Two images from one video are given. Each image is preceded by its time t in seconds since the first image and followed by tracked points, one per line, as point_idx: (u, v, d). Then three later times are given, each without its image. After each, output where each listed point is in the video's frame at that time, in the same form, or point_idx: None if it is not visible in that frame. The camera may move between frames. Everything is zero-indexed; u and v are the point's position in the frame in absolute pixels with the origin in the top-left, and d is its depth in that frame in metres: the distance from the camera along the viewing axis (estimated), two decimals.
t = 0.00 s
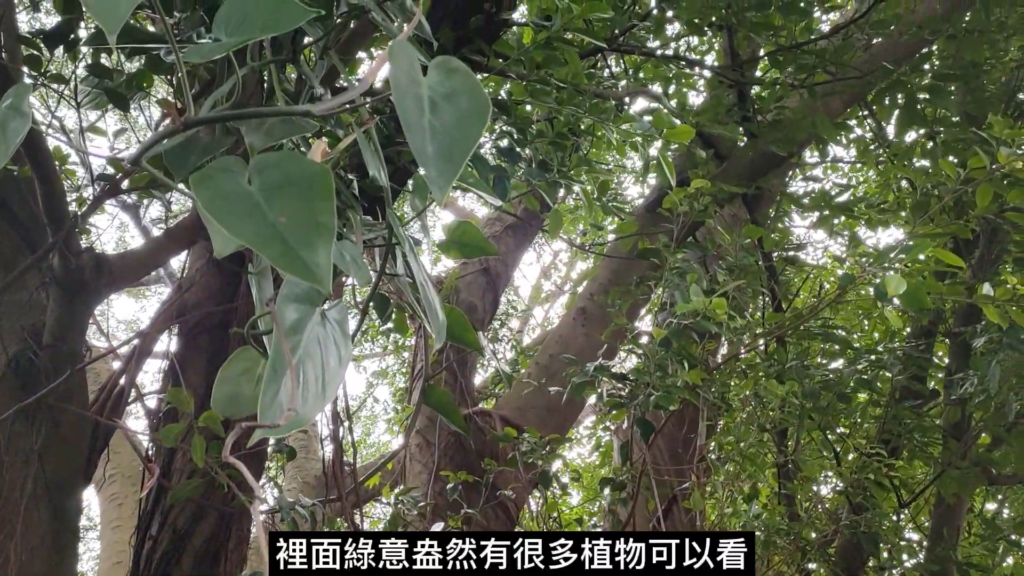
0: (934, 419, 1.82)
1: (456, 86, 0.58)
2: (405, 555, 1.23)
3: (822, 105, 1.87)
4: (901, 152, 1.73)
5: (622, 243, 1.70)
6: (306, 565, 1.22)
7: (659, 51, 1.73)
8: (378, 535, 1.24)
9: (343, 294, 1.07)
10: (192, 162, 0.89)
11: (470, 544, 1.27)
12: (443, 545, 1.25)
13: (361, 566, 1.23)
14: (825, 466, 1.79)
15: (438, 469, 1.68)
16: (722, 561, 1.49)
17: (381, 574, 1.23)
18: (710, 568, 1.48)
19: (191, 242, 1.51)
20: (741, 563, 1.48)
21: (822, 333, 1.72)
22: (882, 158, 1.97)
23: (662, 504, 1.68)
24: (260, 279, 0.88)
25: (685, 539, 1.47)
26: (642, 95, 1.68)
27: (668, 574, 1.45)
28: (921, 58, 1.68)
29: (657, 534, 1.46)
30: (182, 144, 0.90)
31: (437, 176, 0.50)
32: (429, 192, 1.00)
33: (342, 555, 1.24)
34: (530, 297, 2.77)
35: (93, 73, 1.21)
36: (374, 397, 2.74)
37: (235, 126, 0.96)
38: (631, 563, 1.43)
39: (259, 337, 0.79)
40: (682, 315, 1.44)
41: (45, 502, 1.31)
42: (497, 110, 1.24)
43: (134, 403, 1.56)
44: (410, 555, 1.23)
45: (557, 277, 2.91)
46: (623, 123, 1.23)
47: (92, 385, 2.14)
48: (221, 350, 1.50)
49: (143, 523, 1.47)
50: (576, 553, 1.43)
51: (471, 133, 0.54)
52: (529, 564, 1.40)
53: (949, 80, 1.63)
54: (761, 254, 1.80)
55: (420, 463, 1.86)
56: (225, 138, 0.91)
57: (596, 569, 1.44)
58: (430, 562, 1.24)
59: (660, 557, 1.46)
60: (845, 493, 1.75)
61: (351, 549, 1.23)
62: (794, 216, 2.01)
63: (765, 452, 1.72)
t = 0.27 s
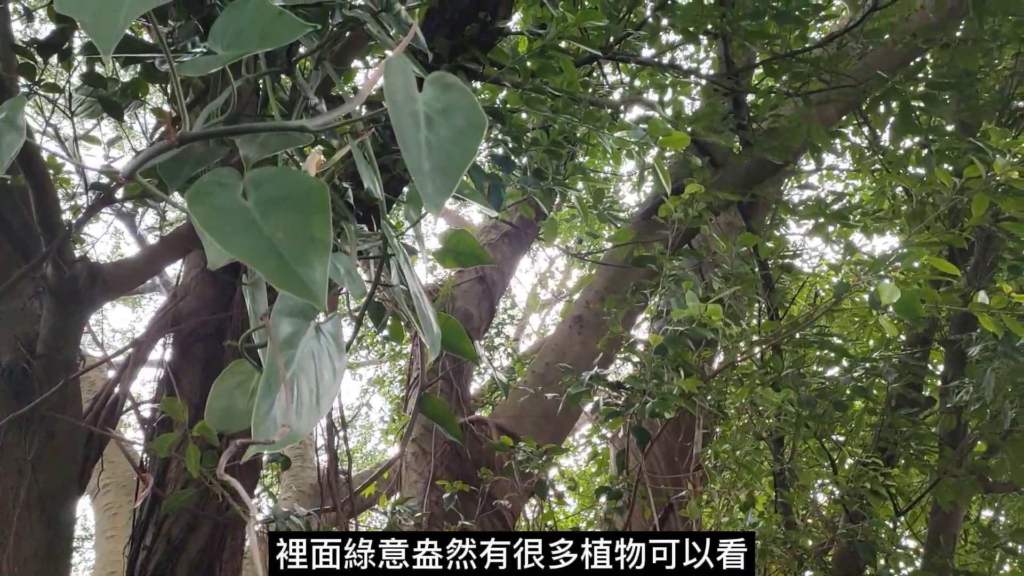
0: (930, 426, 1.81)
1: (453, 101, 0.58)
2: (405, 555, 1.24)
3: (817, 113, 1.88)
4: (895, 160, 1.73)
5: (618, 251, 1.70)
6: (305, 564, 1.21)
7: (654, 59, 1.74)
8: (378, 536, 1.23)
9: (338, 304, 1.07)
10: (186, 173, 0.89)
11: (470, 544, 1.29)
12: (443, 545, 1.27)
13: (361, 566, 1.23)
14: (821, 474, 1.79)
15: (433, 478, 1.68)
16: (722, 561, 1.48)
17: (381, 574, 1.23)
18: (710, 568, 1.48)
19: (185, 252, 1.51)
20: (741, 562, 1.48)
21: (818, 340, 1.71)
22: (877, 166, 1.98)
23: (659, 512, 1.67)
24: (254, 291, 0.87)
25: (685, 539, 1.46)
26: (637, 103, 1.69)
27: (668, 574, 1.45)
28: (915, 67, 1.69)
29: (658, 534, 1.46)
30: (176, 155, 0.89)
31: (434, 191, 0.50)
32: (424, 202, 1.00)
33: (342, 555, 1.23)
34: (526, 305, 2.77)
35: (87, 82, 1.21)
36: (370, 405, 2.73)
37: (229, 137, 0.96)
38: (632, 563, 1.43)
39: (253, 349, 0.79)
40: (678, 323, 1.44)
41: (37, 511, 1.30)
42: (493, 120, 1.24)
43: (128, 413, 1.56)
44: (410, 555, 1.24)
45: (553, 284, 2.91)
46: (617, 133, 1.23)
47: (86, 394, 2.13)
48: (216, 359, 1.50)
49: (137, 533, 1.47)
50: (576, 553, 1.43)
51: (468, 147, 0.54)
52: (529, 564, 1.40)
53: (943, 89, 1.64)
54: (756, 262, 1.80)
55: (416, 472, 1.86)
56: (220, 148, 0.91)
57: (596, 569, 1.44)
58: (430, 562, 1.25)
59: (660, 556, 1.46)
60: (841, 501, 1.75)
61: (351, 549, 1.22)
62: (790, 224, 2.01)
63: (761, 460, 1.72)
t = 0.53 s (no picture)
0: (925, 429, 1.82)
1: (445, 106, 0.58)
2: (405, 555, 1.24)
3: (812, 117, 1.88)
4: (890, 163, 1.74)
5: (614, 254, 1.71)
6: (305, 565, 1.19)
7: (650, 63, 1.74)
8: (379, 535, 1.24)
9: (333, 307, 1.07)
10: (181, 176, 0.88)
11: (470, 544, 1.30)
12: (443, 545, 1.27)
13: (362, 566, 1.23)
14: (817, 477, 1.79)
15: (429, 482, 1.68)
16: (722, 561, 1.48)
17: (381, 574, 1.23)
18: (710, 568, 1.47)
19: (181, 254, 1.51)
20: (741, 562, 1.48)
21: (814, 343, 1.71)
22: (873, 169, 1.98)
23: (655, 515, 1.67)
24: (249, 294, 0.87)
25: (685, 539, 1.46)
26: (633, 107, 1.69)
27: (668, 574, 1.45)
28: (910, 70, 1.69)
29: (658, 534, 1.46)
30: (170, 158, 0.89)
31: (427, 194, 0.50)
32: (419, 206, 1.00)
33: (342, 555, 1.22)
34: (523, 308, 2.77)
35: (83, 84, 1.21)
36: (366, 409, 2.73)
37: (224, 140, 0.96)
38: (631, 563, 1.44)
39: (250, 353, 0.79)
40: (673, 325, 1.44)
41: (31, 515, 1.30)
42: (488, 123, 1.24)
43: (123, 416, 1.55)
44: (410, 555, 1.24)
45: (549, 288, 2.92)
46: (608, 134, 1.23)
47: (82, 397, 2.12)
48: (211, 362, 1.49)
49: (132, 537, 1.46)
50: (576, 553, 1.44)
51: (461, 151, 0.54)
52: (529, 565, 1.40)
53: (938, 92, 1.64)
54: (752, 264, 1.80)
55: (413, 475, 1.85)
56: (215, 151, 0.91)
57: (596, 569, 1.44)
58: (430, 562, 1.25)
59: (660, 556, 1.46)
60: (837, 503, 1.75)
61: (351, 549, 1.22)
62: (786, 227, 2.01)
63: (757, 463, 1.72)
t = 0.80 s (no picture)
0: (922, 427, 1.82)
1: (433, 97, 0.58)
2: (405, 555, 1.27)
3: (809, 115, 1.88)
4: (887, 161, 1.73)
5: (610, 252, 1.70)
6: (306, 564, 1.21)
7: (647, 61, 1.74)
8: (378, 535, 1.26)
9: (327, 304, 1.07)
10: (174, 171, 0.88)
11: (469, 544, 1.33)
12: (443, 545, 1.31)
13: (361, 566, 1.24)
14: (814, 475, 1.79)
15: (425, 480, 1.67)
16: (723, 562, 1.47)
17: (381, 574, 1.25)
18: (711, 569, 1.47)
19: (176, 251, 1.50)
20: (742, 563, 1.46)
21: (811, 341, 1.71)
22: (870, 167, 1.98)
23: (651, 513, 1.67)
24: (242, 290, 0.87)
25: (685, 539, 1.45)
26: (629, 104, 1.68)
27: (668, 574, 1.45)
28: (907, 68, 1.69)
29: (658, 533, 1.46)
30: (162, 153, 0.89)
31: (415, 184, 0.49)
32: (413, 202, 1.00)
33: (342, 555, 1.24)
34: (521, 307, 2.77)
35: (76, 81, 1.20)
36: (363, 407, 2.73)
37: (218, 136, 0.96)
38: (632, 563, 1.43)
39: (242, 348, 0.78)
40: (670, 323, 1.44)
41: (25, 511, 1.29)
42: (483, 119, 1.24)
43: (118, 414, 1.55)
44: (410, 555, 1.27)
45: (547, 286, 2.91)
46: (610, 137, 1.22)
47: (77, 396, 2.12)
48: (206, 359, 1.49)
49: (127, 535, 1.46)
50: (576, 553, 1.43)
51: (449, 143, 0.53)
52: (529, 564, 1.41)
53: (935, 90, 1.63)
54: (749, 262, 1.80)
55: (409, 473, 1.85)
56: (207, 147, 0.91)
57: (596, 569, 1.44)
58: (430, 562, 1.29)
59: (660, 556, 1.45)
60: (834, 502, 1.75)
61: (351, 549, 1.23)
62: (783, 225, 2.01)
63: (753, 461, 1.72)
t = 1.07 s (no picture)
0: (921, 421, 1.82)
1: (431, 85, 0.58)
2: (405, 555, 1.25)
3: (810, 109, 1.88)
4: (887, 155, 1.73)
5: (610, 245, 1.70)
6: (305, 565, 1.19)
7: (647, 55, 1.73)
8: (378, 536, 1.24)
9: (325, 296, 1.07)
10: (171, 162, 0.88)
11: (470, 544, 1.30)
12: (443, 545, 1.28)
13: (361, 566, 1.22)
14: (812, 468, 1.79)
15: (425, 473, 1.67)
16: (722, 561, 1.49)
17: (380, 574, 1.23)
18: (710, 568, 1.49)
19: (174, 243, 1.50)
20: (740, 563, 1.49)
21: (810, 335, 1.71)
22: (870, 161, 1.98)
23: (650, 507, 1.67)
24: (239, 280, 0.87)
25: (685, 540, 1.47)
26: (630, 98, 1.68)
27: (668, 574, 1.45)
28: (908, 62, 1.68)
29: (657, 534, 1.46)
30: (159, 143, 0.89)
31: (413, 174, 0.49)
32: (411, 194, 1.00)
33: (341, 555, 1.22)
34: (521, 301, 2.77)
35: (74, 73, 1.20)
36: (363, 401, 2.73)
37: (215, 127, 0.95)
38: (631, 563, 1.43)
39: (238, 338, 0.78)
40: (669, 316, 1.44)
41: (25, 503, 1.29)
42: (483, 112, 1.24)
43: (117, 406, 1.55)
44: (410, 555, 1.25)
45: (546, 280, 2.92)
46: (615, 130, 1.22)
47: (77, 389, 2.12)
48: (205, 351, 1.49)
49: (127, 526, 1.46)
50: (576, 553, 1.43)
51: (446, 132, 0.53)
52: (529, 564, 1.40)
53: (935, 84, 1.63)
54: (749, 257, 1.80)
55: (409, 466, 1.85)
56: (204, 138, 0.91)
57: (596, 569, 1.44)
58: (430, 562, 1.27)
59: (660, 557, 1.46)
60: (833, 495, 1.75)
61: (351, 549, 1.21)
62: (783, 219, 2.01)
63: (752, 455, 1.72)
